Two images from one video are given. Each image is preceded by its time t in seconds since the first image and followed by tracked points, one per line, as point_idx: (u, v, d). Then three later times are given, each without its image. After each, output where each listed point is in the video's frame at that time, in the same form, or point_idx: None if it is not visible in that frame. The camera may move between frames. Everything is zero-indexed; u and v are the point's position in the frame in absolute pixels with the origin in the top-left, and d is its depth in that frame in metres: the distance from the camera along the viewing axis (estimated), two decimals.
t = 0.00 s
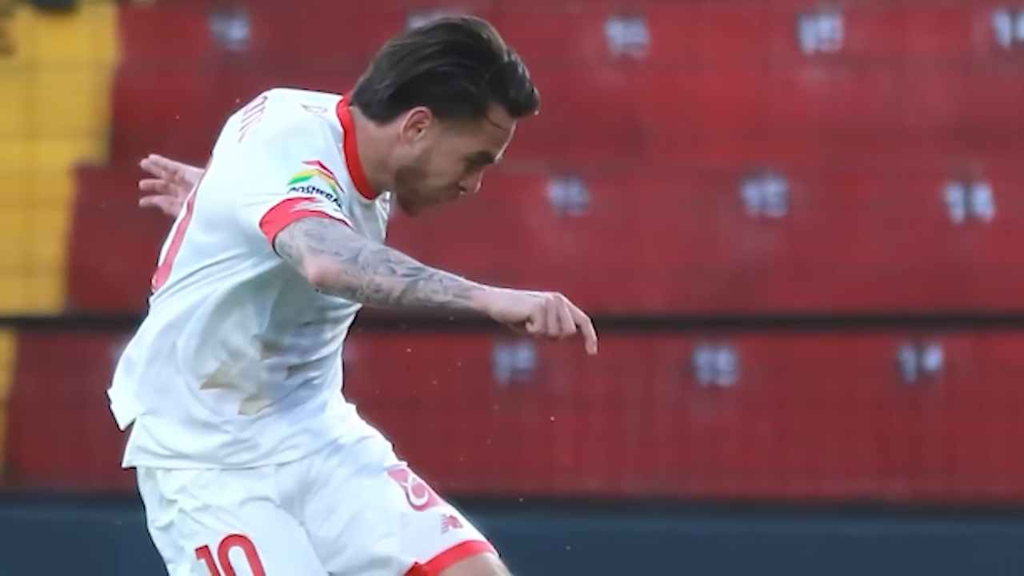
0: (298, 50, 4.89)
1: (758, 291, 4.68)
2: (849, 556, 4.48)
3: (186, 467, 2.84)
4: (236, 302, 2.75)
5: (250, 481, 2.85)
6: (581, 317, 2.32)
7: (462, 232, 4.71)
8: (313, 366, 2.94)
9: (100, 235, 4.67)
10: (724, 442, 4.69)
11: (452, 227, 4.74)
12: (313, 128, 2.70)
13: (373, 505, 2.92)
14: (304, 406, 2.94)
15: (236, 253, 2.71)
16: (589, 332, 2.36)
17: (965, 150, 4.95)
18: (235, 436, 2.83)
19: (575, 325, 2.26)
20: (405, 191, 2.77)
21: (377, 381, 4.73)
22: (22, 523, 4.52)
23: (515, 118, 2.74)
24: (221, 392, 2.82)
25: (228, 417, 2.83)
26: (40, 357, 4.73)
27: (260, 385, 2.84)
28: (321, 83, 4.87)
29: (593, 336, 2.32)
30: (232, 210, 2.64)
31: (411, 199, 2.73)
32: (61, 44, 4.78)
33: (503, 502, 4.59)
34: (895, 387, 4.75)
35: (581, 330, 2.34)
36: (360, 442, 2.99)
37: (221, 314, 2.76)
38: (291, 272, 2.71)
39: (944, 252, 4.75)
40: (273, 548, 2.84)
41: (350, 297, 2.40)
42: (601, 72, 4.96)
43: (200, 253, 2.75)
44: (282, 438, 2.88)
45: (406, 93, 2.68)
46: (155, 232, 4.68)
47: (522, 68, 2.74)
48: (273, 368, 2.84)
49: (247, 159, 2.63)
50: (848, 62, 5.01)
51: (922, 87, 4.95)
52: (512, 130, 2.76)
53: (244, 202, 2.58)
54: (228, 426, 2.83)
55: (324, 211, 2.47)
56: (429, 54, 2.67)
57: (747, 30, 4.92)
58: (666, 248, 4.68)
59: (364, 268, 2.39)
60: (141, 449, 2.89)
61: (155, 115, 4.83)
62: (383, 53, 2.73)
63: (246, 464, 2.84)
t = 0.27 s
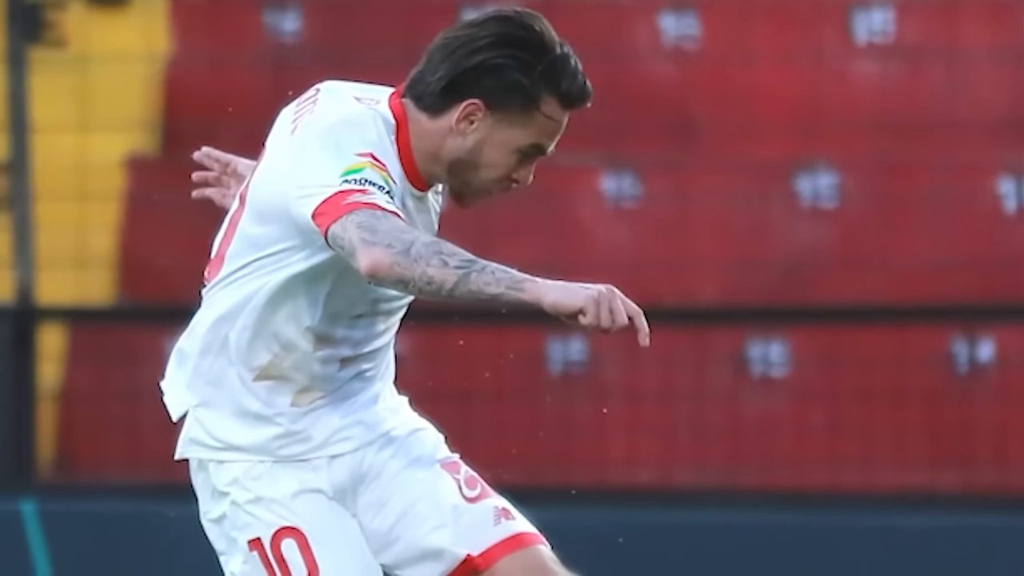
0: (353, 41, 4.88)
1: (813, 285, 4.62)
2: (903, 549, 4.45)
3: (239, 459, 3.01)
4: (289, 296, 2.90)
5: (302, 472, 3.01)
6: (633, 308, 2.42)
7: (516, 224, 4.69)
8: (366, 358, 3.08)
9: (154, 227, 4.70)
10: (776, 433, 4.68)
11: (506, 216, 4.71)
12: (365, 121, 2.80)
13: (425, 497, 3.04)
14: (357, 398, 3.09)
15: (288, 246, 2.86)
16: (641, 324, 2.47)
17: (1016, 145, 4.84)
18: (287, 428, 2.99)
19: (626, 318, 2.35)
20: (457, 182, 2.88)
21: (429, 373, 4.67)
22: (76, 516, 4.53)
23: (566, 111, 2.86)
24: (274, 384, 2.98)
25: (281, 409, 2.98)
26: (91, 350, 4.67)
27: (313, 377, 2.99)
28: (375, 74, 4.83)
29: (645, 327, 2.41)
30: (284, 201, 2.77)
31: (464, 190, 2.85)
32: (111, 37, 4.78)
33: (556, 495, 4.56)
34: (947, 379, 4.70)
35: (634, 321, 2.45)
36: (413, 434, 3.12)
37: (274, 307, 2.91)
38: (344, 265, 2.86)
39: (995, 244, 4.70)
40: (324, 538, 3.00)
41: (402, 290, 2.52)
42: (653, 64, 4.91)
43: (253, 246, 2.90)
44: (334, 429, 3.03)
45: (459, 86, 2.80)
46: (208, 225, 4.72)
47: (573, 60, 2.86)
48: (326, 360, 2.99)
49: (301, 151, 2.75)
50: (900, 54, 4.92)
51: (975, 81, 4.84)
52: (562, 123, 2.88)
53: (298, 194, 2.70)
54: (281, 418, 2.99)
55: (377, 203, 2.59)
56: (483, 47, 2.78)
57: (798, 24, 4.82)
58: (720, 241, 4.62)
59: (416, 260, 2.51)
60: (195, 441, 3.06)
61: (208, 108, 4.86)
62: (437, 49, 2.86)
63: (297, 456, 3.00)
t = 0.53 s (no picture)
0: (364, 37, 4.83)
1: (826, 282, 4.61)
2: (912, 547, 4.45)
3: (251, 457, 3.03)
4: (301, 294, 2.92)
5: (314, 471, 3.02)
6: (643, 307, 2.48)
7: (529, 221, 4.69)
8: (378, 356, 3.09)
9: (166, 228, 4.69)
10: (788, 432, 4.64)
11: (520, 212, 4.72)
12: (377, 119, 2.83)
13: (436, 495, 3.04)
14: (369, 396, 3.10)
15: (301, 244, 2.88)
16: (652, 323, 2.52)
17: None
18: (300, 426, 3.01)
19: (637, 316, 2.40)
20: (469, 180, 2.90)
21: (442, 371, 4.65)
22: (88, 514, 4.53)
23: (578, 109, 2.88)
24: (286, 382, 3.00)
25: (293, 407, 3.00)
26: (103, 350, 4.65)
27: (325, 375, 3.01)
28: (388, 73, 4.81)
29: (657, 327, 2.46)
30: (297, 198, 2.79)
31: (476, 188, 2.88)
32: (123, 36, 4.74)
33: (568, 493, 4.56)
34: (960, 377, 4.65)
35: (645, 321, 2.49)
36: (425, 432, 3.12)
37: (286, 305, 2.93)
38: (356, 263, 2.87)
39: (1005, 242, 4.62)
40: (337, 536, 3.02)
41: (414, 288, 2.55)
42: (665, 62, 4.84)
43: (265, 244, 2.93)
44: (346, 427, 3.05)
45: (472, 84, 2.82)
46: (220, 224, 4.71)
47: (585, 58, 2.87)
48: (338, 358, 3.00)
49: (313, 150, 2.77)
50: (912, 52, 4.88)
51: (988, 78, 4.78)
52: (574, 121, 2.89)
53: (310, 192, 2.72)
54: (293, 416, 3.00)
55: (389, 202, 2.61)
56: (494, 45, 2.80)
57: (810, 20, 4.77)
58: (732, 238, 4.61)
59: (428, 258, 2.54)
60: (207, 439, 3.08)
61: (219, 106, 4.82)
62: (448, 47, 2.88)
63: (309, 455, 3.02)
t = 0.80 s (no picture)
0: (375, 35, 4.71)
1: (836, 279, 4.63)
2: (920, 545, 4.49)
3: (263, 455, 3.06)
4: (313, 292, 2.95)
5: (325, 468, 3.06)
6: (655, 306, 2.53)
7: (541, 219, 4.68)
8: (389, 354, 3.13)
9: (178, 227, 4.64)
10: (800, 430, 4.62)
11: (531, 210, 4.71)
12: (389, 117, 2.89)
13: (448, 494, 3.07)
14: (380, 394, 3.13)
15: (312, 242, 2.92)
16: (664, 320, 2.56)
17: None
18: (311, 424, 3.05)
19: (649, 314, 2.47)
20: (480, 178, 2.96)
21: (454, 368, 4.65)
22: (99, 512, 4.55)
23: (589, 108, 2.93)
24: (298, 380, 3.03)
25: (305, 404, 3.04)
26: (114, 348, 4.62)
27: (337, 373, 3.04)
28: (397, 73, 4.72)
29: (667, 323, 2.54)
30: (308, 197, 2.83)
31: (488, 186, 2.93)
32: (134, 34, 4.69)
33: (580, 492, 4.60)
34: (971, 375, 4.60)
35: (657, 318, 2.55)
36: (436, 430, 3.15)
37: (298, 303, 2.97)
38: (367, 261, 2.91)
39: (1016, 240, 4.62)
40: (348, 534, 3.05)
41: (426, 286, 2.60)
42: (676, 60, 4.78)
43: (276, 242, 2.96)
44: (358, 425, 3.08)
45: (484, 83, 2.87)
46: (231, 221, 4.65)
47: (596, 57, 2.93)
48: (350, 356, 3.04)
49: (324, 148, 2.82)
50: (926, 50, 4.80)
51: (998, 74, 4.74)
52: (585, 119, 2.95)
53: (321, 189, 2.77)
54: (304, 414, 3.04)
55: (401, 200, 2.66)
56: (506, 44, 2.86)
57: (821, 18, 4.74)
58: (745, 236, 4.61)
59: (439, 256, 2.58)
60: (219, 437, 3.12)
61: (229, 104, 4.70)
62: (460, 45, 2.93)
63: (320, 453, 3.05)
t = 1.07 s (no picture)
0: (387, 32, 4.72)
1: (847, 278, 4.64)
2: (932, 543, 4.49)
3: (274, 453, 3.07)
4: (324, 290, 2.96)
5: (337, 466, 3.06)
6: (666, 303, 2.54)
7: (552, 218, 4.67)
8: (400, 352, 3.13)
9: (188, 225, 4.62)
10: (811, 427, 4.61)
11: (542, 207, 4.70)
12: (401, 116, 2.90)
13: (459, 491, 3.08)
14: (391, 392, 3.13)
15: (324, 241, 2.93)
16: (676, 317, 2.58)
17: None
18: (323, 422, 3.04)
19: (660, 313, 2.49)
20: (492, 176, 2.97)
21: (465, 367, 4.65)
22: (111, 511, 4.54)
23: (601, 105, 2.94)
24: (309, 378, 3.04)
25: (317, 403, 3.04)
26: (127, 346, 4.63)
27: (348, 371, 3.05)
28: (408, 70, 4.71)
29: (679, 322, 2.55)
30: (319, 195, 2.84)
31: (499, 184, 2.94)
32: (145, 31, 4.71)
33: (591, 490, 4.60)
34: (982, 372, 4.60)
35: (669, 316, 2.56)
36: (448, 428, 3.15)
37: (310, 301, 2.97)
38: (378, 259, 2.92)
39: None
40: (360, 532, 3.06)
41: (437, 284, 2.61)
42: (687, 59, 4.76)
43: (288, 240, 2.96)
44: (370, 423, 3.08)
45: (495, 81, 2.88)
46: (242, 218, 4.64)
47: (608, 55, 2.94)
48: (361, 354, 3.04)
49: (336, 146, 2.83)
50: (936, 48, 4.80)
51: (1011, 72, 4.73)
52: (597, 117, 2.96)
53: (332, 187, 2.79)
54: (316, 412, 3.04)
55: (412, 198, 2.67)
56: (517, 41, 2.87)
57: (836, 19, 4.75)
58: (756, 234, 4.62)
59: (451, 254, 2.60)
60: (230, 435, 3.12)
61: (241, 102, 4.69)
62: (471, 43, 2.94)
63: (332, 451, 3.06)
